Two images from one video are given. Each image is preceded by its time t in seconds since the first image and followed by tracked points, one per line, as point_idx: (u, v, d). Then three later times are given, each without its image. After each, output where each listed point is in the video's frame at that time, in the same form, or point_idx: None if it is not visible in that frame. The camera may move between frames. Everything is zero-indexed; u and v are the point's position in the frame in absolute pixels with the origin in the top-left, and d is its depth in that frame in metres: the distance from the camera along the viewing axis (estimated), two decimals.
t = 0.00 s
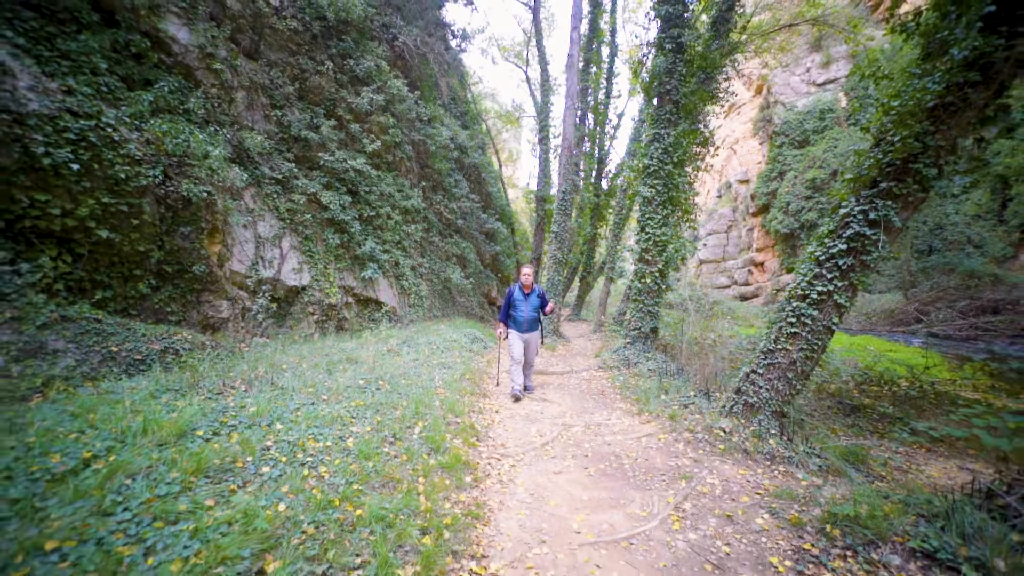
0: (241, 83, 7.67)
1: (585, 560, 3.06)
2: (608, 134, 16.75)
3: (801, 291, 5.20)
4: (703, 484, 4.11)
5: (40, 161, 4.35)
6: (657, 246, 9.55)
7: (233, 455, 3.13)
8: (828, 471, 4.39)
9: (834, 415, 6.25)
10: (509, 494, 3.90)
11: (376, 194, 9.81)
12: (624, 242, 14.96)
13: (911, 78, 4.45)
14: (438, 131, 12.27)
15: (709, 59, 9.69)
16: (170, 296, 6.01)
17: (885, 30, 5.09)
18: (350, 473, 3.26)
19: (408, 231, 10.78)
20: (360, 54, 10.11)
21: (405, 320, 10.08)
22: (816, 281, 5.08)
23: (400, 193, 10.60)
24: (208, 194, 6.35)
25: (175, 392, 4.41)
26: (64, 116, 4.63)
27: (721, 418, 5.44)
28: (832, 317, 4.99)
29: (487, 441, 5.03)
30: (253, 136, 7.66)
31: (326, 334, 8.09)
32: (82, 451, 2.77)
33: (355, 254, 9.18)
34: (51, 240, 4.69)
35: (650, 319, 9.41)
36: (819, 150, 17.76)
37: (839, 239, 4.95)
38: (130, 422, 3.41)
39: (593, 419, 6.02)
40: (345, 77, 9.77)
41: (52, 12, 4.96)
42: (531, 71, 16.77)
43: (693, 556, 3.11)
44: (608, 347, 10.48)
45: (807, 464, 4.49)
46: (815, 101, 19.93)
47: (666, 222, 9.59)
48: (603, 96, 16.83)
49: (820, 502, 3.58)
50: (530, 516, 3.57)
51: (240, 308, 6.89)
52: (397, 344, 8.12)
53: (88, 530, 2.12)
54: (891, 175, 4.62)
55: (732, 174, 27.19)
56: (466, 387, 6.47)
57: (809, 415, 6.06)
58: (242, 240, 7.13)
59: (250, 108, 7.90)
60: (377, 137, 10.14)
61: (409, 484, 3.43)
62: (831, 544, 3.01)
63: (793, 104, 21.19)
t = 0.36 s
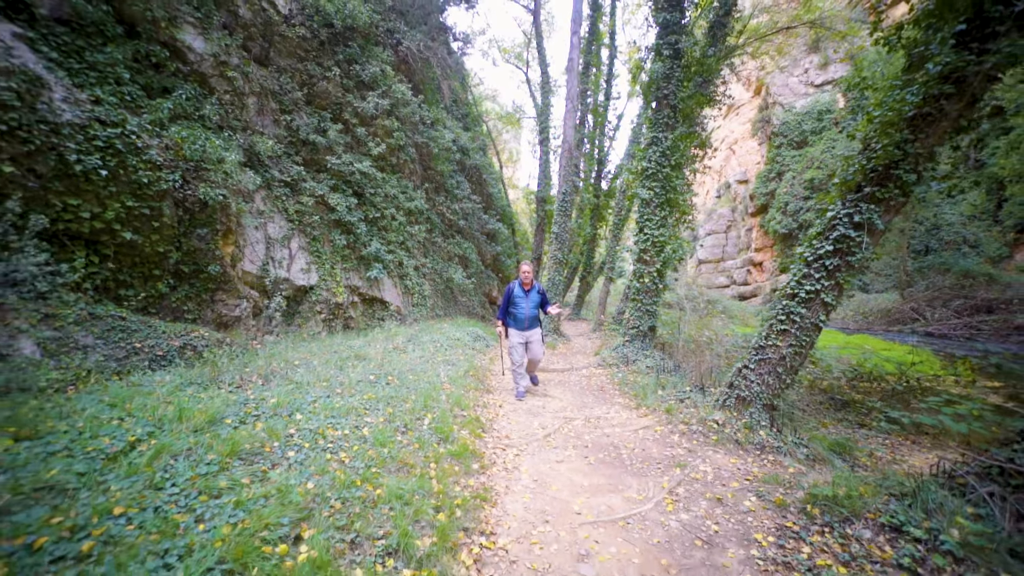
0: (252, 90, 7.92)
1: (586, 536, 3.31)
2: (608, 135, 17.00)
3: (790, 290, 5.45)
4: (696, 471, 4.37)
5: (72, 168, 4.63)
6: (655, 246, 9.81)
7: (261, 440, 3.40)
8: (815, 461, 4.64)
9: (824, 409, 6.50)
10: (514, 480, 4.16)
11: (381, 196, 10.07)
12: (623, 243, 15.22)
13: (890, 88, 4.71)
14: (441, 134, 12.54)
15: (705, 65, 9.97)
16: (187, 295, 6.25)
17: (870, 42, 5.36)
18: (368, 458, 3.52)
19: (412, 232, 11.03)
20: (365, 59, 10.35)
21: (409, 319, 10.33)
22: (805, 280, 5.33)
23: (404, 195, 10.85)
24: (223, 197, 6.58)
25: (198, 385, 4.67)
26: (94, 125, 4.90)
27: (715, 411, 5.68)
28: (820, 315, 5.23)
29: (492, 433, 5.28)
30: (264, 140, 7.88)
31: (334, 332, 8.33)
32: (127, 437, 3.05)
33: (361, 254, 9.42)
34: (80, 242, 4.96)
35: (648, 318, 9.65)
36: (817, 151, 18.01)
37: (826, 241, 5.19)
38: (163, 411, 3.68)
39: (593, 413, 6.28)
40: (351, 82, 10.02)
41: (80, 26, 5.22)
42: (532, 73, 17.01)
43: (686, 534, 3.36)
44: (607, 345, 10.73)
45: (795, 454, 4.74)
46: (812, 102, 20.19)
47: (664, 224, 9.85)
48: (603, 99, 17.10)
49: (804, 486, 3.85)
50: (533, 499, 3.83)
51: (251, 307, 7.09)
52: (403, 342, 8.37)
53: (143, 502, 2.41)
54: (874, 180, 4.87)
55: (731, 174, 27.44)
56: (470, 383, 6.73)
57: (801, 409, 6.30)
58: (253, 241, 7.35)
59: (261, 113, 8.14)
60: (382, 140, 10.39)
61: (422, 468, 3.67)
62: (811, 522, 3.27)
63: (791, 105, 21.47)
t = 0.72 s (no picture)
0: (261, 96, 8.16)
1: (581, 517, 3.56)
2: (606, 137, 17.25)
3: (778, 289, 5.70)
4: (687, 459, 4.66)
5: (96, 174, 4.87)
6: (651, 247, 10.06)
7: (280, 429, 3.66)
8: (800, 451, 4.88)
9: (815, 405, 6.75)
10: (515, 467, 4.41)
11: (384, 198, 10.31)
12: (621, 243, 15.46)
13: (874, 99, 4.97)
14: (442, 137, 12.78)
15: (700, 70, 10.22)
16: (199, 294, 6.50)
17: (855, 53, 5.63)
18: (379, 445, 3.77)
19: (414, 233, 11.28)
20: (369, 64, 10.56)
21: (411, 318, 10.56)
22: (791, 280, 5.57)
23: (406, 197, 11.09)
24: (235, 200, 6.81)
25: (215, 380, 4.91)
26: (116, 133, 5.16)
27: (706, 404, 5.94)
28: (806, 313, 5.47)
29: (494, 425, 5.55)
30: (271, 144, 8.08)
31: (339, 331, 8.55)
32: (158, 426, 3.31)
33: (365, 255, 9.66)
34: (102, 244, 5.22)
35: (645, 316, 9.90)
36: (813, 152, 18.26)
37: (811, 242, 5.45)
38: (187, 402, 3.94)
39: (590, 407, 6.54)
40: (355, 87, 10.24)
41: (101, 38, 5.47)
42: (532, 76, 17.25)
43: (675, 513, 3.63)
44: (605, 344, 11.00)
45: (781, 444, 4.99)
46: (810, 104, 20.44)
47: (660, 225, 10.10)
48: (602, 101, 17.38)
49: (786, 473, 4.11)
50: (533, 484, 4.08)
51: (260, 306, 7.29)
52: (405, 340, 8.61)
53: (181, 480, 2.68)
54: (856, 185, 5.14)
55: (729, 175, 27.71)
56: (472, 379, 7.00)
57: (793, 405, 6.57)
58: (262, 242, 7.53)
59: (268, 117, 8.36)
60: (385, 143, 10.62)
61: (429, 456, 3.92)
62: (790, 503, 3.53)
63: (789, 106, 21.73)
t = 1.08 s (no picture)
0: (269, 102, 8.42)
1: (574, 497, 3.84)
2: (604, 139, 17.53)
3: (763, 288, 5.96)
4: (675, 449, 4.89)
5: (119, 179, 5.14)
6: (647, 248, 10.34)
7: (296, 417, 3.96)
8: (783, 441, 5.16)
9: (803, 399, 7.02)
10: (513, 455, 4.70)
11: (386, 200, 10.58)
12: (619, 244, 15.75)
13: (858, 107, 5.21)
14: (443, 139, 13.05)
15: (695, 76, 10.50)
16: (211, 293, 6.78)
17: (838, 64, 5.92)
18: (387, 432, 4.06)
19: (415, 234, 11.56)
20: (372, 70, 10.80)
21: (413, 317, 10.84)
22: (776, 280, 5.84)
23: (408, 199, 11.37)
24: (245, 204, 7.09)
25: (230, 374, 5.19)
26: (137, 141, 5.44)
27: (696, 398, 6.21)
28: (789, 311, 5.75)
29: (494, 417, 5.83)
30: (279, 149, 8.32)
31: (343, 329, 8.83)
32: (185, 414, 3.61)
33: (368, 255, 9.92)
34: (123, 246, 5.50)
35: (640, 315, 10.19)
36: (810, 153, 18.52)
37: (795, 243, 5.70)
38: (208, 393, 4.24)
39: (586, 401, 6.83)
40: (358, 92, 10.48)
41: (121, 50, 5.74)
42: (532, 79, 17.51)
43: (661, 496, 3.91)
44: (602, 342, 11.28)
45: (765, 435, 5.27)
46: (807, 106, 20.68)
47: (655, 226, 10.38)
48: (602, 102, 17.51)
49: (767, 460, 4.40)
50: (530, 470, 4.36)
51: (268, 305, 7.57)
52: (408, 338, 8.89)
53: (212, 460, 2.97)
54: (836, 190, 5.41)
55: (728, 175, 27.98)
56: (472, 375, 7.30)
57: (781, 398, 6.85)
58: (269, 243, 7.79)
59: (275, 123, 8.60)
60: (388, 147, 10.90)
61: (433, 443, 4.20)
62: (767, 485, 3.82)
63: (787, 108, 21.97)
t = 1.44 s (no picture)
0: (277, 108, 8.68)
1: (571, 482, 4.11)
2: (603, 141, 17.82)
3: (752, 287, 6.24)
4: (665, 438, 5.17)
5: (140, 184, 5.41)
6: (643, 249, 10.61)
7: (311, 407, 4.23)
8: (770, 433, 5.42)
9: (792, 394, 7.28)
10: (513, 445, 4.97)
11: (390, 202, 10.83)
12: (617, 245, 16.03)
13: (844, 117, 5.48)
14: (445, 142, 13.32)
15: (691, 81, 10.80)
16: (222, 293, 7.04)
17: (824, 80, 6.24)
18: (396, 421, 4.33)
19: (417, 235, 11.84)
20: (376, 75, 11.04)
21: (415, 316, 11.10)
22: (764, 279, 6.11)
23: (411, 200, 11.64)
24: (255, 206, 7.36)
25: (245, 368, 5.45)
26: (156, 148, 5.72)
27: (688, 392, 6.44)
28: (776, 309, 6.02)
29: (495, 411, 6.10)
30: (287, 153, 8.53)
31: (349, 327, 9.07)
32: (210, 404, 3.90)
33: (372, 256, 10.14)
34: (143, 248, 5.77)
35: (637, 314, 10.46)
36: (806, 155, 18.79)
37: (781, 245, 5.97)
38: (228, 385, 4.51)
39: (583, 397, 7.11)
40: (363, 97, 10.72)
41: (140, 61, 6.01)
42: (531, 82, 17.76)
43: (651, 480, 4.18)
44: (600, 340, 11.54)
45: (753, 427, 5.52)
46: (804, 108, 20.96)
47: (652, 227, 10.63)
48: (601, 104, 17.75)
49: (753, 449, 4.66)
50: (530, 458, 4.62)
51: (276, 304, 7.81)
52: (411, 336, 9.16)
53: (239, 444, 3.26)
54: (819, 194, 5.70)
55: (727, 176, 28.26)
56: (473, 372, 7.57)
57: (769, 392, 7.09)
58: (277, 244, 8.03)
59: (283, 127, 8.81)
60: (391, 150, 11.16)
61: (439, 432, 4.46)
62: (751, 471, 4.10)
63: (784, 110, 22.23)
